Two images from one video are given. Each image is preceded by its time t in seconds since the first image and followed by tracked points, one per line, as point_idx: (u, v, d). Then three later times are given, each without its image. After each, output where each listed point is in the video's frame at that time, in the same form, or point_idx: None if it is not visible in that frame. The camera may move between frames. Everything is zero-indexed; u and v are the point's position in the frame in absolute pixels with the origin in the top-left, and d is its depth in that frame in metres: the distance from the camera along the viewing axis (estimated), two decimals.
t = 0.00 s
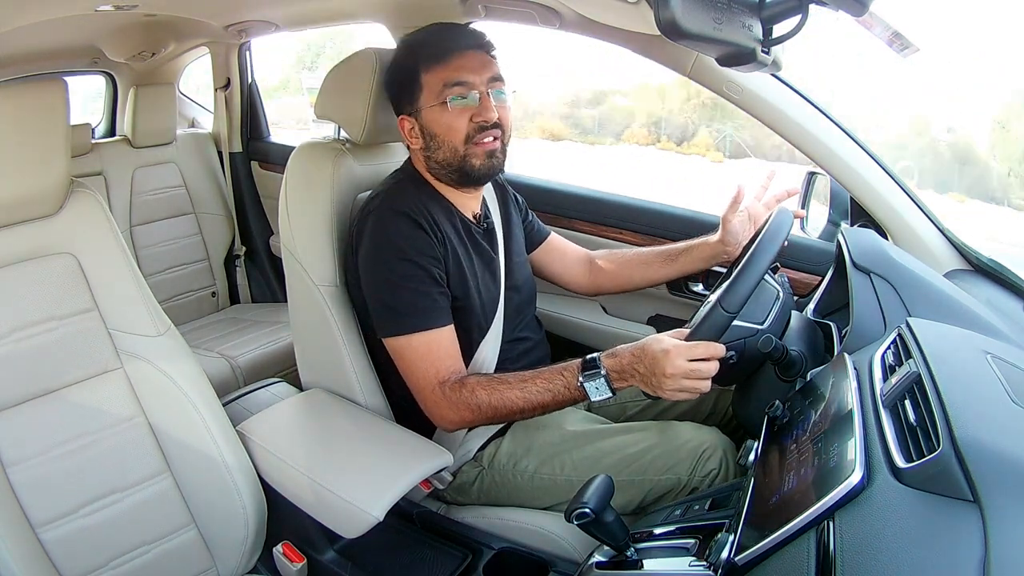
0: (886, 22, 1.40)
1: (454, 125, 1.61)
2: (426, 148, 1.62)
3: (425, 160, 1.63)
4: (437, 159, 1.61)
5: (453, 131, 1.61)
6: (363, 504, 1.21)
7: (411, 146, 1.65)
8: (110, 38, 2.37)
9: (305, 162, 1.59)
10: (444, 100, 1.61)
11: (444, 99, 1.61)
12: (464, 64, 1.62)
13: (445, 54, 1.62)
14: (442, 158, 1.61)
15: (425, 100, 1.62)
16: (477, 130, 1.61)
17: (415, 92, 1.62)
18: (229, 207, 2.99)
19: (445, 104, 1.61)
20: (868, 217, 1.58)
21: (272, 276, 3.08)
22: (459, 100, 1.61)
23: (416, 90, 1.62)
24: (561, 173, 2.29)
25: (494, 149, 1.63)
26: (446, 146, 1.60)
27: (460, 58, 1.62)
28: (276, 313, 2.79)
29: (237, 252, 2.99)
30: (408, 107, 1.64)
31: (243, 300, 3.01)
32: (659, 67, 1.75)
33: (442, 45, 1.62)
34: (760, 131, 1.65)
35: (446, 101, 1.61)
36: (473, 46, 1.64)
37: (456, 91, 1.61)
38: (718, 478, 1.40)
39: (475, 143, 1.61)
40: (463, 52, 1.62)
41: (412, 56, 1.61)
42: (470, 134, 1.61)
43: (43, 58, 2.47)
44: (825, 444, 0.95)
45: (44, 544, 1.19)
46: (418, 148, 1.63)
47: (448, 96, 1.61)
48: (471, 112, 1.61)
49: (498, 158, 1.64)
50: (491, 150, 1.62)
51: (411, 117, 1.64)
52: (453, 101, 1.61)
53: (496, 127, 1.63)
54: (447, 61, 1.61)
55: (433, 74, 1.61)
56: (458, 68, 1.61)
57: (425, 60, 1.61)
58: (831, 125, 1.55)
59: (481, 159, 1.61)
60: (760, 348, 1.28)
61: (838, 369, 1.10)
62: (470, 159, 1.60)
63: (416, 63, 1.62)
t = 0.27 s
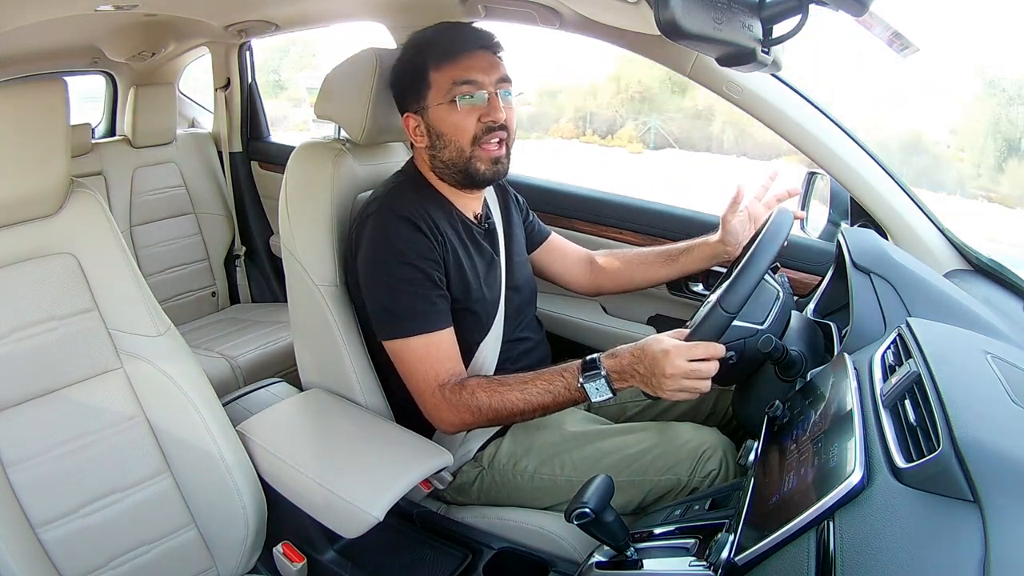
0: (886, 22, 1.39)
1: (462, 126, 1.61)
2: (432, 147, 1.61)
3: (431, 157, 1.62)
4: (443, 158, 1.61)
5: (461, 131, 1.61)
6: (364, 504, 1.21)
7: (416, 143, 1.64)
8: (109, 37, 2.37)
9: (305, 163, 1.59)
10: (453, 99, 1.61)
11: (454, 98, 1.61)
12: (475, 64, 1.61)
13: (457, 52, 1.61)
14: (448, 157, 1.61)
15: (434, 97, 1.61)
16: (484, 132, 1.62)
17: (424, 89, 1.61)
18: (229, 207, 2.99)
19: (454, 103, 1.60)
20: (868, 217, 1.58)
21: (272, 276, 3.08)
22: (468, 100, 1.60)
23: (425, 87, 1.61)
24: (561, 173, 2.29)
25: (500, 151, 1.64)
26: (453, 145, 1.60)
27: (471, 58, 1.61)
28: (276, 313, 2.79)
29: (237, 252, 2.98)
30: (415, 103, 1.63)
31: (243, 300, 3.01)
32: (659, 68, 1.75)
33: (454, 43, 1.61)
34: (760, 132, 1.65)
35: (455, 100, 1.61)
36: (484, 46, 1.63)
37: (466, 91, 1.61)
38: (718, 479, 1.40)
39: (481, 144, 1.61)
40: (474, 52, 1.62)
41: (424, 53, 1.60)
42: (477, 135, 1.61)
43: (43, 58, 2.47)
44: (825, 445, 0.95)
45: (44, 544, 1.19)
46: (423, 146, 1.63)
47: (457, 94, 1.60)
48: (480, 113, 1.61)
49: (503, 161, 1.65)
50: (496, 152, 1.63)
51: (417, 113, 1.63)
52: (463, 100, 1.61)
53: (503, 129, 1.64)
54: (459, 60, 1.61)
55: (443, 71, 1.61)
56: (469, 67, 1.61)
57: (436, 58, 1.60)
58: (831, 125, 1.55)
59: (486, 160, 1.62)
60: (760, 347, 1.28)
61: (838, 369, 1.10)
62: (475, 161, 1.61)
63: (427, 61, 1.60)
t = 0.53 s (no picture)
0: (887, 22, 1.42)
1: (478, 127, 1.60)
2: (442, 144, 1.60)
3: (440, 154, 1.61)
4: (453, 157, 1.60)
5: (476, 133, 1.60)
6: (364, 505, 1.21)
7: (424, 137, 1.62)
8: (110, 37, 2.37)
9: (305, 162, 1.59)
10: (474, 99, 1.59)
11: (474, 99, 1.59)
12: (500, 68, 1.60)
13: (484, 54, 1.59)
14: (459, 157, 1.60)
15: (453, 95, 1.59)
16: (499, 137, 1.62)
17: (444, 85, 1.59)
18: (229, 207, 2.99)
19: (476, 103, 1.59)
20: (868, 217, 1.58)
21: (272, 276, 3.08)
22: (489, 103, 1.59)
23: (446, 83, 1.59)
24: (561, 173, 2.29)
25: (508, 156, 1.64)
26: (467, 146, 1.59)
27: (497, 61, 1.60)
28: (276, 313, 2.79)
29: (237, 252, 2.98)
30: (430, 98, 1.61)
31: (243, 300, 3.01)
32: (659, 68, 1.75)
33: (482, 45, 1.59)
34: (759, 132, 1.65)
35: (476, 101, 1.59)
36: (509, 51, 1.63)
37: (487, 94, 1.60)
38: (718, 479, 1.40)
39: (493, 149, 1.61)
40: (500, 56, 1.61)
41: (452, 51, 1.59)
42: (491, 139, 1.61)
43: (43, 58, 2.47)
44: (825, 445, 0.95)
45: (44, 544, 1.19)
46: (432, 142, 1.61)
47: (480, 95, 1.59)
48: (498, 117, 1.61)
49: (508, 166, 1.65)
50: (505, 158, 1.63)
51: (431, 109, 1.61)
52: (484, 102, 1.59)
53: (515, 136, 1.65)
54: (484, 62, 1.59)
55: (468, 70, 1.59)
56: (493, 70, 1.59)
57: (461, 57, 1.59)
58: (831, 125, 1.55)
59: (496, 165, 1.62)
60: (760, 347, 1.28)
61: (839, 369, 1.10)
62: (486, 165, 1.61)
63: (452, 59, 1.59)
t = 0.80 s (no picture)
0: (887, 22, 1.40)
1: (477, 129, 1.60)
2: (441, 145, 1.60)
3: (438, 155, 1.60)
4: (452, 158, 1.60)
5: (475, 134, 1.60)
6: (363, 505, 1.21)
7: (421, 138, 1.62)
8: (110, 37, 2.37)
9: (304, 163, 1.59)
10: (474, 101, 1.59)
11: (473, 101, 1.59)
12: (499, 69, 1.61)
13: (483, 55, 1.59)
14: (458, 158, 1.60)
15: (451, 96, 1.59)
16: (498, 138, 1.62)
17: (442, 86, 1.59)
18: (229, 207, 2.99)
19: (476, 105, 1.59)
20: (868, 217, 1.58)
21: (272, 276, 3.08)
22: (489, 105, 1.60)
23: (444, 84, 1.59)
24: (560, 173, 2.28)
25: (506, 157, 1.65)
26: (466, 148, 1.60)
27: (496, 63, 1.60)
28: (276, 313, 2.78)
29: (237, 252, 2.98)
30: (428, 98, 1.61)
31: (243, 299, 3.01)
32: (659, 68, 1.75)
33: (481, 45, 1.59)
34: (760, 132, 1.65)
35: (475, 103, 1.59)
36: (507, 52, 1.63)
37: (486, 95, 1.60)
38: (719, 479, 1.40)
39: (492, 150, 1.62)
40: (499, 58, 1.62)
41: (452, 52, 1.59)
42: (490, 140, 1.61)
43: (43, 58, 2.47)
44: (824, 445, 0.95)
45: (44, 544, 1.19)
46: (430, 143, 1.61)
47: (480, 97, 1.59)
48: (497, 118, 1.61)
49: (506, 167, 1.66)
50: (504, 159, 1.64)
51: (429, 110, 1.61)
52: (484, 104, 1.60)
53: (513, 137, 1.66)
54: (483, 62, 1.59)
55: (468, 71, 1.59)
56: (493, 71, 1.60)
57: (460, 58, 1.59)
58: (831, 125, 1.55)
59: (494, 165, 1.63)
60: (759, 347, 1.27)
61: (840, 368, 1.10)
62: (485, 165, 1.61)
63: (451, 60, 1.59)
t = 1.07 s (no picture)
0: (887, 22, 1.37)
1: (471, 127, 1.61)
2: (437, 145, 1.60)
3: (434, 155, 1.61)
4: (448, 157, 1.60)
5: (470, 132, 1.61)
6: (363, 505, 1.21)
7: (417, 138, 1.62)
8: (110, 37, 2.37)
9: (305, 163, 1.59)
10: (467, 100, 1.60)
11: (466, 99, 1.60)
12: (490, 67, 1.62)
13: (474, 53, 1.60)
14: (454, 157, 1.60)
15: (444, 95, 1.60)
16: (493, 135, 1.63)
17: (435, 85, 1.60)
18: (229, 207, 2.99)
19: (469, 104, 1.60)
20: (868, 217, 1.58)
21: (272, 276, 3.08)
22: (482, 102, 1.61)
23: (437, 84, 1.60)
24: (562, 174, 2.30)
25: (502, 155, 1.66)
26: (461, 146, 1.60)
27: (487, 61, 1.62)
28: (276, 313, 2.79)
29: (237, 252, 2.98)
30: (421, 98, 1.61)
31: (243, 300, 3.01)
32: (659, 68, 1.75)
33: (471, 43, 1.60)
34: (760, 131, 1.65)
35: (467, 101, 1.60)
36: (498, 50, 1.64)
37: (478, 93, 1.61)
38: (719, 479, 1.39)
39: (488, 147, 1.62)
40: (490, 55, 1.63)
41: (443, 51, 1.60)
42: (485, 137, 1.62)
43: (43, 58, 2.47)
44: (825, 445, 0.95)
45: (44, 543, 1.19)
46: (425, 143, 1.61)
47: (472, 96, 1.60)
48: (491, 116, 1.62)
49: (502, 164, 1.66)
50: (499, 156, 1.64)
51: (423, 110, 1.61)
52: (477, 102, 1.61)
53: (507, 134, 1.66)
54: (474, 61, 1.60)
55: (459, 70, 1.60)
56: (484, 69, 1.61)
57: (451, 57, 1.60)
58: (831, 125, 1.56)
59: (491, 163, 1.63)
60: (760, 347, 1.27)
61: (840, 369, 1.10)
62: (481, 163, 1.61)
63: (442, 59, 1.60)
